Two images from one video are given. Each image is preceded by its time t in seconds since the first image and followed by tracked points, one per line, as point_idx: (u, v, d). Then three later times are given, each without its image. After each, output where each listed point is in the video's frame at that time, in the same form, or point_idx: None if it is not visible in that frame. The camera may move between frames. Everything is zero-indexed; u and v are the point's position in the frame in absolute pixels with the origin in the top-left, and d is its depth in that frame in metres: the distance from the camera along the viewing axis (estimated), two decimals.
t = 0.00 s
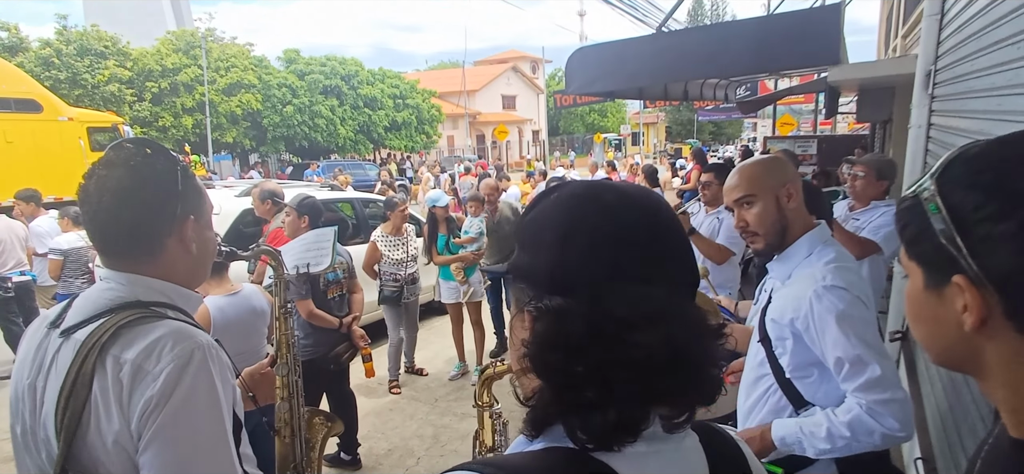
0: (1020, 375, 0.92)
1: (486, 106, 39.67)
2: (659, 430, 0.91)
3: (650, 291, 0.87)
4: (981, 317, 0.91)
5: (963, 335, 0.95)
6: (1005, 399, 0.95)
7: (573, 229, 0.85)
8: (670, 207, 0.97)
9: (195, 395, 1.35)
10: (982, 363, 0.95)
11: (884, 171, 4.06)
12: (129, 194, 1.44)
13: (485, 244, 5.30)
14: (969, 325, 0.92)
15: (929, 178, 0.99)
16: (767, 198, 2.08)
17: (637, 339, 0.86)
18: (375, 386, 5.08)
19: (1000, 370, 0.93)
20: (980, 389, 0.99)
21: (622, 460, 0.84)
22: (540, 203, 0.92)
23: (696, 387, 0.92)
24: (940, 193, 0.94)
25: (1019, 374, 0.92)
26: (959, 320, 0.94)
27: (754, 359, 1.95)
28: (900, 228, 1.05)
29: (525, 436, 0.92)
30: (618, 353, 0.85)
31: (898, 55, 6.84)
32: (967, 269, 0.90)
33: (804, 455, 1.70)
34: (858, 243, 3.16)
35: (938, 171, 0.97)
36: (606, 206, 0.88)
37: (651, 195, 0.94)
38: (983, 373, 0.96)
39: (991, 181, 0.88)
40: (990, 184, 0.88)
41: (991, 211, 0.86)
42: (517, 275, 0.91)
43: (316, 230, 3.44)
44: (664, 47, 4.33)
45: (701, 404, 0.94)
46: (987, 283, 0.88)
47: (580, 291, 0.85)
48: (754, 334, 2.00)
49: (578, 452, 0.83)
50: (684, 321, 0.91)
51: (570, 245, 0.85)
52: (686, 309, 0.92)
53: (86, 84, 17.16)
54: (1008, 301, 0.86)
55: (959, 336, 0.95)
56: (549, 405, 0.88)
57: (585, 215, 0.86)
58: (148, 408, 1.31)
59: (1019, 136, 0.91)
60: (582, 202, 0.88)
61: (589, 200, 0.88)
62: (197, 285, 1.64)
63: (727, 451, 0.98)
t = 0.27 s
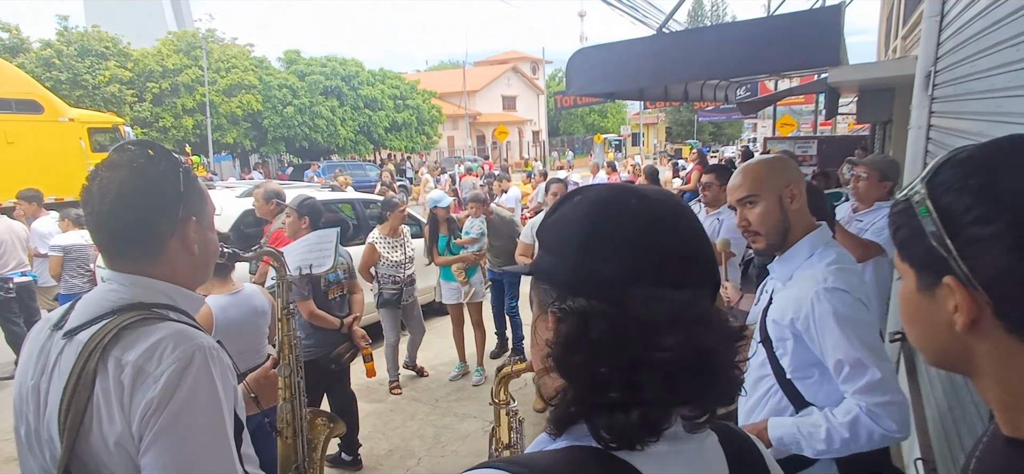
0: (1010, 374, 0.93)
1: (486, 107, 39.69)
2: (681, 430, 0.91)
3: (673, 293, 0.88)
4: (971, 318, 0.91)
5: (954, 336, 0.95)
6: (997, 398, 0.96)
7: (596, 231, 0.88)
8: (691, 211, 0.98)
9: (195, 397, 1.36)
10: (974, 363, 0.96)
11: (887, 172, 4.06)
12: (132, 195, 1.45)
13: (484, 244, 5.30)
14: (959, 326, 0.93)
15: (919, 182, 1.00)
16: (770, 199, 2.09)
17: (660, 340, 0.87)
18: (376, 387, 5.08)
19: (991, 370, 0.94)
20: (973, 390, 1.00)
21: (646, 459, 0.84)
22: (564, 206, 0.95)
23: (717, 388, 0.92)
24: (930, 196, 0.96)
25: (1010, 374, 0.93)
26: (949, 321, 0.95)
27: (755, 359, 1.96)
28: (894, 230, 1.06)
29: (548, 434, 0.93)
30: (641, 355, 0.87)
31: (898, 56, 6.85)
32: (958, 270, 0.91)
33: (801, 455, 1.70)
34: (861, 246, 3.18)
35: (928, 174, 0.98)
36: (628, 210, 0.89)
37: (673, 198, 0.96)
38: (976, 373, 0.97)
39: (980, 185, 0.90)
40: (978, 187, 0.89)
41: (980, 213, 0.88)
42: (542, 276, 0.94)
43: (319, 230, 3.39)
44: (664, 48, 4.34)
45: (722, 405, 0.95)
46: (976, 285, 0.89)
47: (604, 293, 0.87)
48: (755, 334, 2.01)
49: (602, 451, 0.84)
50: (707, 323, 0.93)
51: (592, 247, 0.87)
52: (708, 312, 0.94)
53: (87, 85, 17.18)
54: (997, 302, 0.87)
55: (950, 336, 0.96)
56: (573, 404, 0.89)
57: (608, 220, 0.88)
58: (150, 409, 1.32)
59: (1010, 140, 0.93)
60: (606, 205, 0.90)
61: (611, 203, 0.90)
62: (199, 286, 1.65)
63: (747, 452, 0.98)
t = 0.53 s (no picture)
0: (1008, 372, 0.92)
1: (486, 107, 39.69)
2: (688, 426, 0.89)
3: (685, 291, 0.89)
4: (968, 316, 0.91)
5: (952, 334, 0.95)
6: (995, 396, 0.95)
7: (611, 230, 0.88)
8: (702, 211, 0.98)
9: (193, 400, 1.36)
10: (971, 361, 0.96)
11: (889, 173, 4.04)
12: (129, 197, 1.45)
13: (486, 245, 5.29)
14: (956, 324, 0.93)
15: (917, 182, 1.00)
16: (772, 200, 2.08)
17: (671, 335, 0.87)
18: (376, 387, 5.08)
19: (988, 368, 0.94)
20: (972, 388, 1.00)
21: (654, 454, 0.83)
22: (577, 206, 0.95)
23: (727, 387, 0.92)
24: (926, 195, 0.96)
25: (1009, 371, 0.92)
26: (947, 319, 0.95)
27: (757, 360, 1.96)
28: (892, 230, 1.06)
29: (560, 429, 0.93)
30: (650, 352, 0.86)
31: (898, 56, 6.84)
32: (954, 269, 0.91)
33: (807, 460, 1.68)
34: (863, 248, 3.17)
35: (926, 174, 0.98)
36: (639, 210, 0.90)
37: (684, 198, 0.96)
38: (976, 372, 0.96)
39: (975, 184, 0.89)
40: (974, 187, 0.89)
41: (976, 212, 0.88)
42: (556, 274, 0.94)
43: (318, 232, 3.43)
44: (664, 48, 4.34)
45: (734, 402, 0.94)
46: (973, 283, 0.89)
47: (618, 292, 0.88)
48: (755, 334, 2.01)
49: (611, 446, 0.83)
50: (718, 321, 0.93)
51: (604, 246, 0.88)
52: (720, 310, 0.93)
53: (87, 86, 17.19)
54: (994, 300, 0.87)
55: (948, 334, 0.96)
56: (583, 399, 0.89)
57: (621, 220, 0.88)
58: (147, 412, 1.32)
59: (1007, 139, 0.92)
60: (617, 205, 0.90)
61: (623, 203, 0.91)
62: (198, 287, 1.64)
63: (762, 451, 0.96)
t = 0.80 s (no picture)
0: (1007, 369, 0.92)
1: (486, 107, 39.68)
2: (687, 422, 0.90)
3: (685, 287, 0.87)
4: (967, 313, 0.91)
5: (951, 331, 0.95)
6: (994, 393, 0.95)
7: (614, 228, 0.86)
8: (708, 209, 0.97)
9: (191, 401, 1.36)
10: (970, 358, 0.95)
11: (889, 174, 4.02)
12: (127, 198, 1.44)
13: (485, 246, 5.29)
14: (955, 321, 0.93)
15: (915, 180, 1.00)
16: (773, 198, 2.08)
17: (670, 333, 0.87)
18: (375, 387, 5.08)
19: (988, 365, 0.93)
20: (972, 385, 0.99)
21: (652, 449, 0.84)
22: (581, 203, 0.94)
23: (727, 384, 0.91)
24: (924, 193, 0.95)
25: (1008, 368, 0.92)
26: (946, 316, 0.94)
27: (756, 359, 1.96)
28: (890, 229, 1.06)
29: (561, 423, 0.95)
30: (648, 347, 0.87)
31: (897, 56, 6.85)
32: (953, 266, 0.90)
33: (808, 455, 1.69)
34: (863, 249, 3.16)
35: (923, 172, 0.98)
36: (639, 208, 0.88)
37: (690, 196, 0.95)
38: (975, 369, 0.96)
39: (974, 181, 0.89)
40: (972, 184, 0.89)
41: (973, 210, 0.88)
42: (559, 271, 0.94)
43: (315, 232, 3.39)
44: (663, 48, 4.33)
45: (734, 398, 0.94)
46: (971, 280, 0.88)
47: (616, 288, 0.87)
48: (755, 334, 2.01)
49: (611, 440, 0.84)
50: (718, 318, 0.92)
51: (602, 244, 0.87)
52: (721, 307, 0.92)
53: (86, 86, 17.17)
54: (992, 296, 0.87)
55: (947, 332, 0.95)
56: (583, 393, 0.90)
57: (622, 218, 0.87)
58: (145, 413, 1.32)
59: (1004, 137, 0.92)
60: (618, 202, 0.89)
61: (624, 200, 0.89)
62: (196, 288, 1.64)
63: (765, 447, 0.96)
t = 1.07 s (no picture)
0: (1006, 369, 0.91)
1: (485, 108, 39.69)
2: (682, 432, 0.88)
3: (680, 292, 0.86)
4: (965, 314, 0.91)
5: (950, 333, 0.94)
6: (993, 394, 0.95)
7: (610, 229, 0.86)
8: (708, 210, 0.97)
9: (188, 405, 1.35)
10: (969, 359, 0.95)
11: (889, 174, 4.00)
12: (122, 200, 1.44)
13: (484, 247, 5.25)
14: (953, 323, 0.92)
15: (912, 181, 0.99)
16: (774, 199, 2.08)
17: (663, 340, 0.86)
18: (375, 388, 5.07)
19: (987, 366, 0.93)
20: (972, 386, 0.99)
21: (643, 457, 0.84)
22: (580, 205, 0.94)
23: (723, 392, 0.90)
24: (922, 194, 0.95)
25: (1007, 369, 0.91)
26: (944, 317, 0.94)
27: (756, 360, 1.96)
28: (889, 230, 1.06)
29: (560, 429, 0.96)
30: (639, 354, 0.87)
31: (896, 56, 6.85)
32: (951, 267, 0.90)
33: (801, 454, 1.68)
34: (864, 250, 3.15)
35: (921, 174, 0.98)
36: (634, 212, 0.88)
37: (690, 197, 0.95)
38: (974, 370, 0.96)
39: (971, 182, 0.89)
40: (969, 184, 0.89)
41: (972, 210, 0.87)
42: (558, 275, 0.94)
43: (314, 232, 3.41)
44: (662, 48, 4.33)
45: (731, 406, 0.92)
46: (970, 281, 0.88)
47: (612, 293, 0.86)
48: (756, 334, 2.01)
49: (603, 447, 0.85)
50: (715, 322, 0.90)
51: (599, 247, 0.87)
52: (719, 312, 0.91)
53: (85, 87, 17.15)
54: (990, 298, 0.87)
55: (946, 333, 0.95)
56: (579, 399, 0.91)
57: (617, 222, 0.87)
58: (143, 417, 1.31)
59: (1002, 138, 0.92)
60: (614, 203, 0.89)
61: (620, 202, 0.89)
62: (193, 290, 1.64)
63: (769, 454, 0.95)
